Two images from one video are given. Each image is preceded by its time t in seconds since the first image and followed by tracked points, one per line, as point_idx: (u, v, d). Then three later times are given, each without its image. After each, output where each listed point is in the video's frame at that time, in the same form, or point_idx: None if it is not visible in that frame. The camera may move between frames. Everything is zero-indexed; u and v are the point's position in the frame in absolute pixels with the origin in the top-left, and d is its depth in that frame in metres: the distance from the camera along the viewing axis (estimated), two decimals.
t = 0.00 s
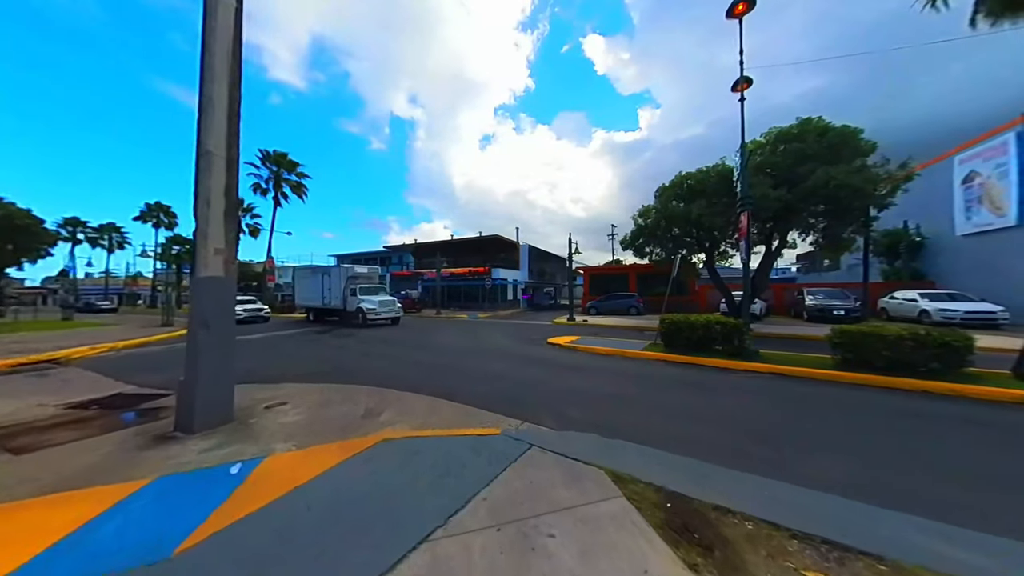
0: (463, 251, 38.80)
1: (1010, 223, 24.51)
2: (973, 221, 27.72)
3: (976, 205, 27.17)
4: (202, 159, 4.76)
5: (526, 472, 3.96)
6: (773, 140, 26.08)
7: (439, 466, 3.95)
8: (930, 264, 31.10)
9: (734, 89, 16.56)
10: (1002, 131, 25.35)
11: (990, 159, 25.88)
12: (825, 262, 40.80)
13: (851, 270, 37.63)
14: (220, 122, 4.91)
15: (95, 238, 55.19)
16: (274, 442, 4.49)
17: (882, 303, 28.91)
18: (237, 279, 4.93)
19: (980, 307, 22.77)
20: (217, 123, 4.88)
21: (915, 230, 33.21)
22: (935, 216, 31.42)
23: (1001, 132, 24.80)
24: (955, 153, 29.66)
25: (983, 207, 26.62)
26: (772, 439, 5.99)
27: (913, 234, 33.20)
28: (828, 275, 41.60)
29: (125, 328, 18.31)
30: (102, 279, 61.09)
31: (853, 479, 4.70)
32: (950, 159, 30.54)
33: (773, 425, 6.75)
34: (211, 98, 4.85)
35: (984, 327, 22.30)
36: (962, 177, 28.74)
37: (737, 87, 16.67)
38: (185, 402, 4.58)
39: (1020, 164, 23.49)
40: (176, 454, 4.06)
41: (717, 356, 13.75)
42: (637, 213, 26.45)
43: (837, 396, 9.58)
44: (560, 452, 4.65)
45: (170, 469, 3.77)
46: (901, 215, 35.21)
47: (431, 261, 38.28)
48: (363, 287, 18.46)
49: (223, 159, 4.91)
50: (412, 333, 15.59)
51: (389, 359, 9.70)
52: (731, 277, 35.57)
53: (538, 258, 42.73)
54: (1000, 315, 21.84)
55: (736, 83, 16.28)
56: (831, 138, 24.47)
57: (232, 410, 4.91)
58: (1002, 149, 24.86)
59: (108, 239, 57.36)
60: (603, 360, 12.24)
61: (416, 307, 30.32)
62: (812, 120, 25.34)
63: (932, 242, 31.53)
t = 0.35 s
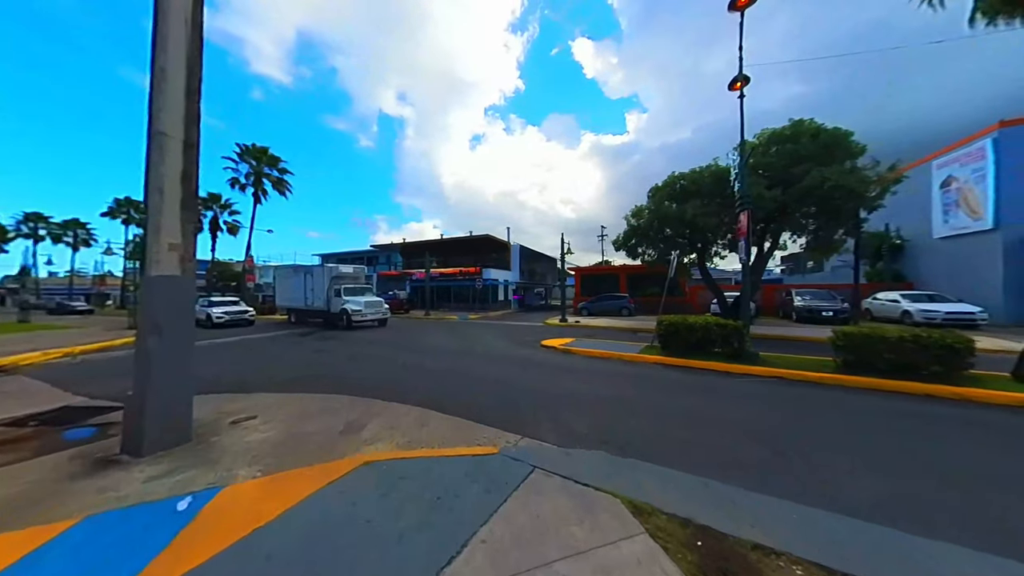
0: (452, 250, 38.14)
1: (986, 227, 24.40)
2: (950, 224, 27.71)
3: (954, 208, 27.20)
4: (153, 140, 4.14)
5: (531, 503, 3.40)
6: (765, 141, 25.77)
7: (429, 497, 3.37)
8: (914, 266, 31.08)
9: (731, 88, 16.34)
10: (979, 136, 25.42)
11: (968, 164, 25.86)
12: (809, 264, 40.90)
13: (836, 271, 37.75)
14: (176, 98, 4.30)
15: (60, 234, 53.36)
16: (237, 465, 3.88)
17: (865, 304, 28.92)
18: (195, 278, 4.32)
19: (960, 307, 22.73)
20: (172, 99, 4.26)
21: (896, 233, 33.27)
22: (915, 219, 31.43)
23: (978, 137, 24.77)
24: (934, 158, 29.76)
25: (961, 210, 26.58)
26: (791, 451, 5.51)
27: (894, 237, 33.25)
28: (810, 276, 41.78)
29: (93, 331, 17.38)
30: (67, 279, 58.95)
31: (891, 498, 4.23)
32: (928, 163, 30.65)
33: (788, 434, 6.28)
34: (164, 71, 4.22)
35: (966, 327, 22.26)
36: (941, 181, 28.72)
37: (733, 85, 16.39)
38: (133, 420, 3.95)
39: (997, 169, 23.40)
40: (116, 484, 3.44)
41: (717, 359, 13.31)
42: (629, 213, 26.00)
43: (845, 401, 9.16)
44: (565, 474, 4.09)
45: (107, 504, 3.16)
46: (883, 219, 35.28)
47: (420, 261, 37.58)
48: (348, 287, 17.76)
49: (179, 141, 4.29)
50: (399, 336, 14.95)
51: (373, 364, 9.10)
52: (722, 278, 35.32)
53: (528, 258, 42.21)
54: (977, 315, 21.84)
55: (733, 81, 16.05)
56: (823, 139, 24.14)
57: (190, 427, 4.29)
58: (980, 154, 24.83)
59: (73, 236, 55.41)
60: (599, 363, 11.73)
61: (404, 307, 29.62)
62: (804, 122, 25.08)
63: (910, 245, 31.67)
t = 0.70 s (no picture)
0: (441, 250, 37.51)
1: (965, 229, 24.48)
2: (929, 226, 27.77)
3: (933, 210, 27.20)
4: (102, 115, 3.56)
5: (545, 535, 2.90)
6: (757, 142, 25.49)
7: (425, 530, 2.85)
8: (897, 266, 31.02)
9: (730, 85, 16.08)
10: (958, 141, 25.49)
11: (947, 168, 25.97)
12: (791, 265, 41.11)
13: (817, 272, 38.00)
14: (131, 67, 3.71)
15: (18, 230, 51.24)
16: (199, 491, 3.34)
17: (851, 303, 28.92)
18: (152, 276, 3.75)
19: (941, 307, 22.56)
20: (126, 68, 3.68)
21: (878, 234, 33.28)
22: (897, 222, 31.53)
23: (956, 142, 24.89)
24: (913, 162, 29.85)
25: (939, 213, 26.66)
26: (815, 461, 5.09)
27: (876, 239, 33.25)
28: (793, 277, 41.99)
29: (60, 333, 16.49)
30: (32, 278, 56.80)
31: (939, 516, 3.81)
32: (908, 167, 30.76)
33: (807, 441, 5.87)
34: (116, 35, 3.64)
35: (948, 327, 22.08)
36: (920, 184, 28.81)
37: (732, 82, 16.11)
38: (76, 440, 3.38)
39: (976, 174, 23.51)
40: (49, 520, 2.88)
41: (717, 360, 12.92)
42: (623, 213, 25.67)
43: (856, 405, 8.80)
44: (579, 495, 3.60)
45: (32, 547, 2.60)
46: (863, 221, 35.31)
47: (409, 261, 36.92)
48: (334, 287, 17.12)
49: (134, 118, 3.72)
50: (388, 338, 14.38)
51: (360, 368, 8.56)
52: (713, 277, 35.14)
53: (519, 258, 41.74)
54: (959, 315, 21.75)
55: (732, 78, 15.81)
56: (814, 140, 23.81)
57: (146, 446, 3.72)
58: (958, 159, 24.94)
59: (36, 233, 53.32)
60: (596, 365, 11.29)
61: (392, 308, 28.96)
62: (795, 123, 24.78)
63: (892, 246, 31.80)
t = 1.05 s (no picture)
0: (430, 250, 36.78)
1: (944, 232, 24.47)
2: (910, 229, 27.75)
3: (915, 214, 27.24)
4: (26, 85, 2.93)
5: None
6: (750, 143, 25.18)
7: None
8: (881, 264, 31.14)
9: (726, 84, 15.75)
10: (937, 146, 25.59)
11: (928, 172, 26.04)
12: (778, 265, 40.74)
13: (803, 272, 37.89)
14: (63, 32, 3.09)
15: None
16: (144, 538, 2.74)
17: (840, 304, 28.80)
18: (91, 278, 3.15)
19: (925, 306, 22.54)
20: (57, 32, 3.06)
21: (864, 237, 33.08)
22: (880, 225, 31.53)
23: (937, 147, 25.04)
24: (895, 167, 29.95)
25: (920, 216, 26.69)
26: (851, 485, 4.62)
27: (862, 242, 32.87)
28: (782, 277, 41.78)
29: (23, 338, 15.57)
30: None
31: (1007, 553, 3.34)
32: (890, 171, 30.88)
33: (833, 459, 5.41)
34: None
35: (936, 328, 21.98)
36: (901, 189, 28.82)
37: (729, 81, 15.73)
38: None
39: (957, 177, 23.66)
40: None
41: (719, 364, 12.56)
42: (617, 213, 25.27)
43: (869, 414, 8.38)
44: (603, 535, 3.06)
45: None
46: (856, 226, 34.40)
47: (397, 261, 36.15)
48: (318, 289, 16.42)
49: (69, 93, 3.11)
50: (375, 342, 13.75)
51: (346, 377, 7.96)
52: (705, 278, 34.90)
53: (509, 259, 41.19)
54: (943, 315, 21.67)
55: (728, 77, 15.47)
56: (808, 142, 23.52)
57: (84, 482, 3.12)
58: (939, 164, 25.08)
59: None
60: (594, 370, 10.78)
61: (380, 309, 28.22)
62: (788, 124, 24.53)
63: (876, 249, 31.60)
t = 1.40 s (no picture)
0: (417, 249, 36.14)
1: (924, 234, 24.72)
2: (892, 231, 27.85)
3: (896, 216, 27.29)
4: None
5: None
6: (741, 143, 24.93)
7: None
8: (859, 263, 31.12)
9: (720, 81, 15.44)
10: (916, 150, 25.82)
11: (907, 176, 26.22)
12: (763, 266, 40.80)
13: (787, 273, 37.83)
14: None
15: None
16: None
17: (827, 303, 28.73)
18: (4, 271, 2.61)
19: (907, 306, 22.43)
20: None
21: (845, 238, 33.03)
22: (862, 226, 31.61)
23: (917, 151, 25.32)
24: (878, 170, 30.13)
25: (901, 217, 26.77)
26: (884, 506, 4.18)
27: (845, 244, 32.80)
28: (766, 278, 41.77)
29: None
30: None
31: None
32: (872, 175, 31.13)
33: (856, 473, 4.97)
34: None
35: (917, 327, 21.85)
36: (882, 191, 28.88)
37: (723, 78, 15.40)
38: None
39: (936, 181, 24.08)
40: None
41: (717, 365, 12.19)
42: (609, 213, 24.98)
43: (878, 417, 8.00)
44: None
45: None
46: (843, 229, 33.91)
47: (384, 261, 35.50)
48: (299, 288, 15.79)
49: None
50: (360, 344, 13.16)
51: (326, 383, 7.41)
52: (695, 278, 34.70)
53: (499, 259, 40.73)
54: (924, 315, 21.65)
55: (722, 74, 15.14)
56: (799, 142, 23.35)
57: None
58: (918, 167, 25.29)
59: None
60: (589, 373, 10.31)
61: (366, 310, 27.58)
62: (778, 125, 24.34)
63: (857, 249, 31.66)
